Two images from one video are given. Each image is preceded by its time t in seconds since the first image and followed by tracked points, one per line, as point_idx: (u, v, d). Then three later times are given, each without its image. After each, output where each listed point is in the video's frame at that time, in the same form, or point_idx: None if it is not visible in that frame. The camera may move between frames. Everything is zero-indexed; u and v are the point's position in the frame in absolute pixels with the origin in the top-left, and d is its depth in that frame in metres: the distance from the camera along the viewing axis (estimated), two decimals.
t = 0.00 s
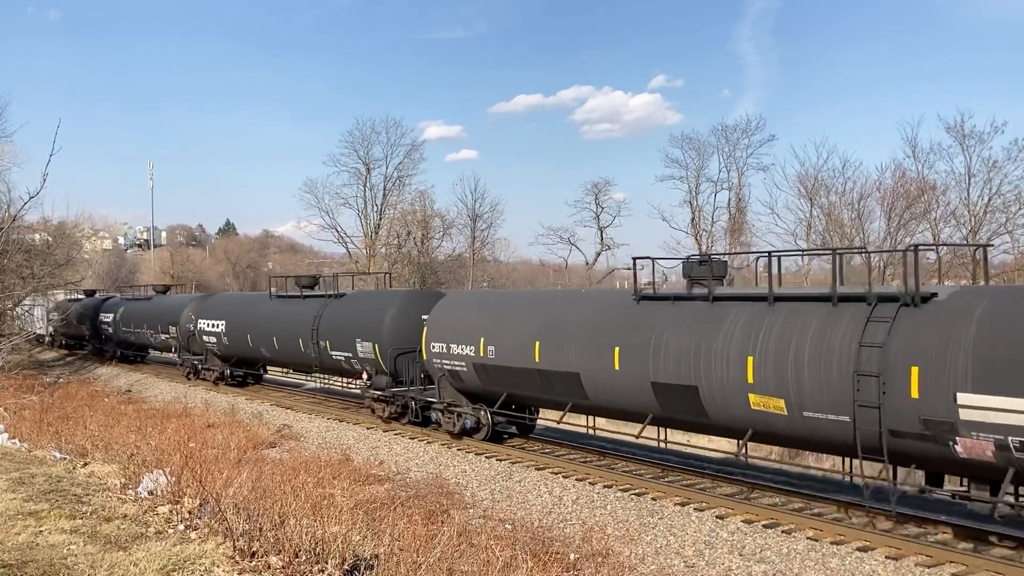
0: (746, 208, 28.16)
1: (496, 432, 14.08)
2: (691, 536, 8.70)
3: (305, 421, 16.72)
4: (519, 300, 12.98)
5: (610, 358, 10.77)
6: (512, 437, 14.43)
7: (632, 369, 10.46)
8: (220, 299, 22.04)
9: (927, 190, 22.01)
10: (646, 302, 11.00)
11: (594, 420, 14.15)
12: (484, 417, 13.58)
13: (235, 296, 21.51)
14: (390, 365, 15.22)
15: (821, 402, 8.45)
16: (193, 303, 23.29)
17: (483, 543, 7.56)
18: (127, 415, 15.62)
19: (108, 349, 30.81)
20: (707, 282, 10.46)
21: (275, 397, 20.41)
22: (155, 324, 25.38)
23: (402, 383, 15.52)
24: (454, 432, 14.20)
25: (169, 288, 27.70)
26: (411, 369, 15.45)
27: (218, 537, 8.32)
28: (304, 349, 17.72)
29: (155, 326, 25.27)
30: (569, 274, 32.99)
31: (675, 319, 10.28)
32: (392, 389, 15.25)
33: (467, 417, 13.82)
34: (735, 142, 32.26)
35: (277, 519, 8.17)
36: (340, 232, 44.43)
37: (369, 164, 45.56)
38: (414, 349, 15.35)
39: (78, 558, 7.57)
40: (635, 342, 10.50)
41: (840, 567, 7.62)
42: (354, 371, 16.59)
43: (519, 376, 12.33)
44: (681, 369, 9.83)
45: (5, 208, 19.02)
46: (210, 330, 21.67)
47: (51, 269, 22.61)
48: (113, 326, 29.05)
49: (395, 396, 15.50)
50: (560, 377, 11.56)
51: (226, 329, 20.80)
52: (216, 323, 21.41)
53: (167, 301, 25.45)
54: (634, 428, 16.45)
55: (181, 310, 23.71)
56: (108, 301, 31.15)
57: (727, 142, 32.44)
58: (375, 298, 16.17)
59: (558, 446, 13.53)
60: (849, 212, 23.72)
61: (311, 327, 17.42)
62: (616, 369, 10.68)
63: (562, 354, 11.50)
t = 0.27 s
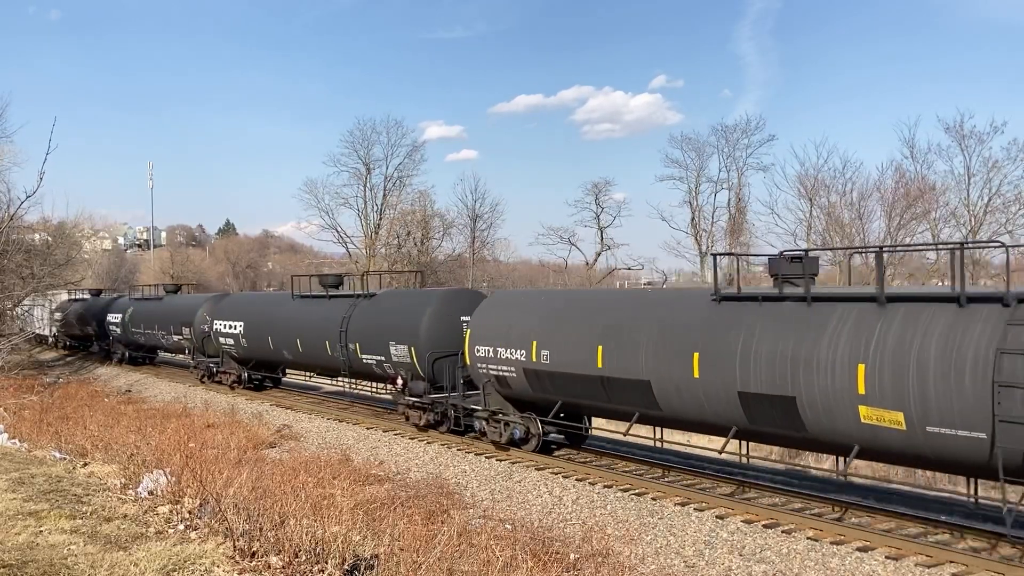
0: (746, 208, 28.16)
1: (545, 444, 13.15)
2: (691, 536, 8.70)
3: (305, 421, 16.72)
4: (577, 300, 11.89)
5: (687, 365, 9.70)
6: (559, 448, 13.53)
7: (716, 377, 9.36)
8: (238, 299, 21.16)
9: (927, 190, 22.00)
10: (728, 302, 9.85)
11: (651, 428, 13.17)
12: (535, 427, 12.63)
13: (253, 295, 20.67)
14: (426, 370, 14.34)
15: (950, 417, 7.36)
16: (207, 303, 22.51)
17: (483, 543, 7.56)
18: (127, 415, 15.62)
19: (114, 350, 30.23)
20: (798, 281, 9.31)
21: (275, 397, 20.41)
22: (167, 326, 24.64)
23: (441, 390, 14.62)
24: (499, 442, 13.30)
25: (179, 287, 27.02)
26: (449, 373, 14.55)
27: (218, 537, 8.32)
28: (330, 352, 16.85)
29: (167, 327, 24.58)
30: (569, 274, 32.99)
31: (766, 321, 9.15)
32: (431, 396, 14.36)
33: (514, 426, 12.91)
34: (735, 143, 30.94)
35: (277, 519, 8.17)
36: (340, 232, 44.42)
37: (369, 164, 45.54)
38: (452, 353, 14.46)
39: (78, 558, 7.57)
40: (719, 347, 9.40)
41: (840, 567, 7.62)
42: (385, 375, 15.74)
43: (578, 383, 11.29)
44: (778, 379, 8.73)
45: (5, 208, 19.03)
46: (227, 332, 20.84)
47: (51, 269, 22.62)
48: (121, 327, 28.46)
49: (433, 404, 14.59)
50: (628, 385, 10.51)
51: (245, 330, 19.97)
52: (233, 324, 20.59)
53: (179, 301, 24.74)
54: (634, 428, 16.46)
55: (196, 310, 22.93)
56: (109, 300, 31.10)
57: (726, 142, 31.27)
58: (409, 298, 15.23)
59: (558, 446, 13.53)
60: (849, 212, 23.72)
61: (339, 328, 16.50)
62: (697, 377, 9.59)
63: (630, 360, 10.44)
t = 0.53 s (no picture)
0: (745, 208, 28.17)
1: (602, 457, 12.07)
2: (691, 536, 8.70)
3: (305, 421, 16.72)
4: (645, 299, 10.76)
5: (784, 372, 8.59)
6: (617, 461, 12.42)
7: (820, 387, 8.26)
8: (258, 299, 20.12)
9: (927, 190, 22.01)
10: (827, 302, 8.71)
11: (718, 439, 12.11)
12: (594, 440, 11.59)
13: (274, 294, 19.64)
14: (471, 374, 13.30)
15: None
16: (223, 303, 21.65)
17: (483, 543, 7.56)
18: (127, 415, 15.62)
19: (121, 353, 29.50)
20: (910, 281, 8.24)
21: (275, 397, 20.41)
22: (179, 328, 23.73)
23: (484, 397, 13.65)
24: (551, 455, 12.23)
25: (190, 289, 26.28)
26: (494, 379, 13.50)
27: (218, 537, 8.32)
28: (360, 355, 15.80)
29: (179, 329, 23.75)
30: (569, 274, 33.02)
31: (880, 323, 8.02)
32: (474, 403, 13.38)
33: (570, 437, 11.84)
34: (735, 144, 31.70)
35: (277, 519, 8.18)
36: (340, 232, 44.43)
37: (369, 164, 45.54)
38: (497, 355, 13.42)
39: (78, 558, 7.57)
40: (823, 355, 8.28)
41: (840, 567, 7.61)
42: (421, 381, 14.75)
43: (647, 391, 10.20)
44: (893, 388, 7.67)
45: (5, 208, 19.03)
46: (245, 333, 19.86)
47: (51, 269, 22.62)
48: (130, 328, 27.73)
49: (477, 412, 13.57)
50: (711, 394, 9.39)
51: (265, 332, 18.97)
52: (252, 325, 19.59)
53: (192, 302, 23.91)
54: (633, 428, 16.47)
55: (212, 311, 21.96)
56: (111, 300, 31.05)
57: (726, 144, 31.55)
58: (449, 298, 14.14)
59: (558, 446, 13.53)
60: (849, 212, 23.72)
61: (370, 330, 15.45)
62: (796, 389, 8.47)
63: (708, 367, 9.35)
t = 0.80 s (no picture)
0: (745, 208, 28.15)
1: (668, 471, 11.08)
2: (691, 536, 8.70)
3: (305, 421, 16.72)
4: (725, 297, 9.68)
5: (903, 385, 7.59)
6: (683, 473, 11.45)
7: (949, 395, 7.26)
8: (281, 299, 19.23)
9: (927, 190, 21.99)
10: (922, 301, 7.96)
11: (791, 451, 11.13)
12: (665, 453, 10.59)
13: (298, 295, 18.75)
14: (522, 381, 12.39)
15: None
16: (240, 304, 20.94)
17: (483, 543, 7.56)
18: (127, 415, 15.63)
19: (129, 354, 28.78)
20: None
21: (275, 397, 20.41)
22: (195, 329, 22.88)
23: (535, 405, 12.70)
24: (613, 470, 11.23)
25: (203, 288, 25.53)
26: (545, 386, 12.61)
27: (218, 537, 8.31)
28: (395, 359, 14.90)
29: (193, 330, 22.99)
30: (568, 274, 33.01)
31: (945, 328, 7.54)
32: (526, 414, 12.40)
33: (635, 451, 10.83)
34: (734, 143, 31.28)
35: (277, 519, 8.19)
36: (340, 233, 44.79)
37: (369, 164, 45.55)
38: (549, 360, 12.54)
39: (78, 558, 7.57)
40: (953, 363, 7.26)
41: (840, 567, 7.62)
42: (462, 387, 13.86)
43: (731, 402, 9.19)
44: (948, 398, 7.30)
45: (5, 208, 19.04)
46: (268, 335, 18.98)
47: (51, 270, 22.63)
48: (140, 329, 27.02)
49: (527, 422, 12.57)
50: (815, 407, 8.37)
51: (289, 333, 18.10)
52: (275, 327, 18.69)
53: (208, 301, 23.09)
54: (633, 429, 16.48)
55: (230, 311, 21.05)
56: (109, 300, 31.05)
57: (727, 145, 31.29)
58: (494, 298, 13.24)
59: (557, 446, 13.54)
60: (849, 212, 23.70)
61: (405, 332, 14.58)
62: (917, 399, 7.49)
63: (808, 378, 8.34)
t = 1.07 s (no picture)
0: (745, 208, 28.16)
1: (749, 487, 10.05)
2: (691, 536, 8.70)
3: (305, 421, 16.73)
4: (818, 298, 8.69)
5: None
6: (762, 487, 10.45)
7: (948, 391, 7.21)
8: (308, 300, 18.30)
9: (927, 190, 22.00)
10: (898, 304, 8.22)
11: (886, 463, 10.04)
12: (749, 469, 9.50)
13: (327, 294, 17.85)
14: (581, 388, 11.37)
15: None
16: (262, 305, 20.07)
17: (483, 543, 7.56)
18: (127, 415, 15.64)
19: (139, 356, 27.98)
20: None
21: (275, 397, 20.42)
22: (213, 330, 22.05)
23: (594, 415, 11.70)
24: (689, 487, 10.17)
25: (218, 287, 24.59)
26: (604, 395, 11.55)
27: (218, 537, 8.32)
28: (435, 363, 13.94)
29: (209, 332, 22.20)
30: (568, 274, 33.03)
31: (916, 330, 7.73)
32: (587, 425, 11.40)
33: (713, 467, 9.79)
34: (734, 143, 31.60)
35: (277, 519, 8.18)
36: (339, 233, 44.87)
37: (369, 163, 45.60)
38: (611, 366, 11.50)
39: (78, 558, 7.57)
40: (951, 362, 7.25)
41: (840, 567, 7.62)
42: (510, 394, 12.88)
43: (836, 414, 8.16)
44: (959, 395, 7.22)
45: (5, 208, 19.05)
46: (293, 337, 18.06)
47: (51, 270, 22.63)
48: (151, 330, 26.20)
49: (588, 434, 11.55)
50: (937, 420, 7.37)
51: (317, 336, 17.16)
52: (301, 328, 17.76)
53: (226, 302, 22.22)
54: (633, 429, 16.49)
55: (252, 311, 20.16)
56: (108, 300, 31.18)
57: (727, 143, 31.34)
58: (547, 299, 12.27)
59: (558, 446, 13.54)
60: (849, 212, 23.72)
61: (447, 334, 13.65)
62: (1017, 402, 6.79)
63: (927, 388, 7.36)
